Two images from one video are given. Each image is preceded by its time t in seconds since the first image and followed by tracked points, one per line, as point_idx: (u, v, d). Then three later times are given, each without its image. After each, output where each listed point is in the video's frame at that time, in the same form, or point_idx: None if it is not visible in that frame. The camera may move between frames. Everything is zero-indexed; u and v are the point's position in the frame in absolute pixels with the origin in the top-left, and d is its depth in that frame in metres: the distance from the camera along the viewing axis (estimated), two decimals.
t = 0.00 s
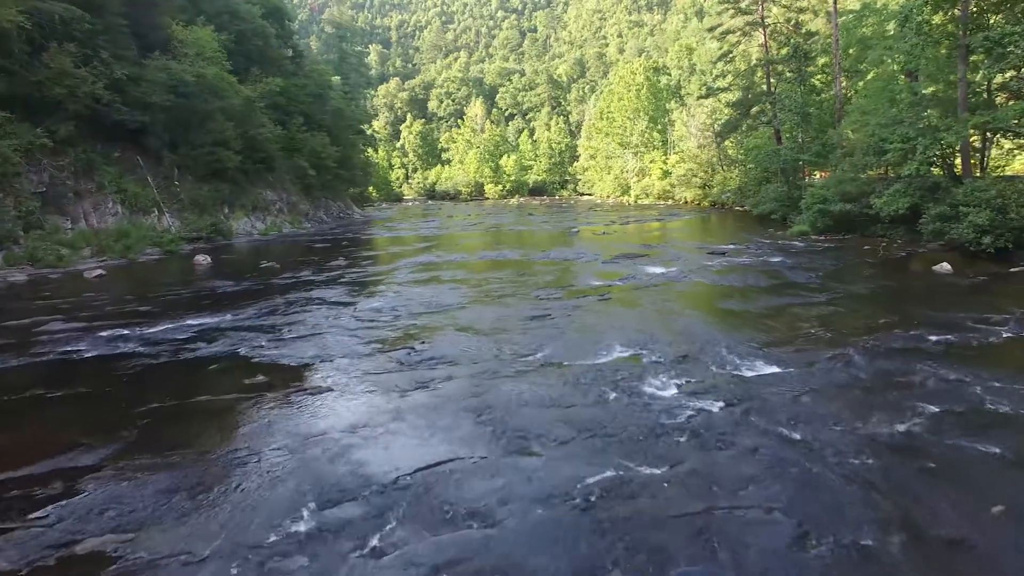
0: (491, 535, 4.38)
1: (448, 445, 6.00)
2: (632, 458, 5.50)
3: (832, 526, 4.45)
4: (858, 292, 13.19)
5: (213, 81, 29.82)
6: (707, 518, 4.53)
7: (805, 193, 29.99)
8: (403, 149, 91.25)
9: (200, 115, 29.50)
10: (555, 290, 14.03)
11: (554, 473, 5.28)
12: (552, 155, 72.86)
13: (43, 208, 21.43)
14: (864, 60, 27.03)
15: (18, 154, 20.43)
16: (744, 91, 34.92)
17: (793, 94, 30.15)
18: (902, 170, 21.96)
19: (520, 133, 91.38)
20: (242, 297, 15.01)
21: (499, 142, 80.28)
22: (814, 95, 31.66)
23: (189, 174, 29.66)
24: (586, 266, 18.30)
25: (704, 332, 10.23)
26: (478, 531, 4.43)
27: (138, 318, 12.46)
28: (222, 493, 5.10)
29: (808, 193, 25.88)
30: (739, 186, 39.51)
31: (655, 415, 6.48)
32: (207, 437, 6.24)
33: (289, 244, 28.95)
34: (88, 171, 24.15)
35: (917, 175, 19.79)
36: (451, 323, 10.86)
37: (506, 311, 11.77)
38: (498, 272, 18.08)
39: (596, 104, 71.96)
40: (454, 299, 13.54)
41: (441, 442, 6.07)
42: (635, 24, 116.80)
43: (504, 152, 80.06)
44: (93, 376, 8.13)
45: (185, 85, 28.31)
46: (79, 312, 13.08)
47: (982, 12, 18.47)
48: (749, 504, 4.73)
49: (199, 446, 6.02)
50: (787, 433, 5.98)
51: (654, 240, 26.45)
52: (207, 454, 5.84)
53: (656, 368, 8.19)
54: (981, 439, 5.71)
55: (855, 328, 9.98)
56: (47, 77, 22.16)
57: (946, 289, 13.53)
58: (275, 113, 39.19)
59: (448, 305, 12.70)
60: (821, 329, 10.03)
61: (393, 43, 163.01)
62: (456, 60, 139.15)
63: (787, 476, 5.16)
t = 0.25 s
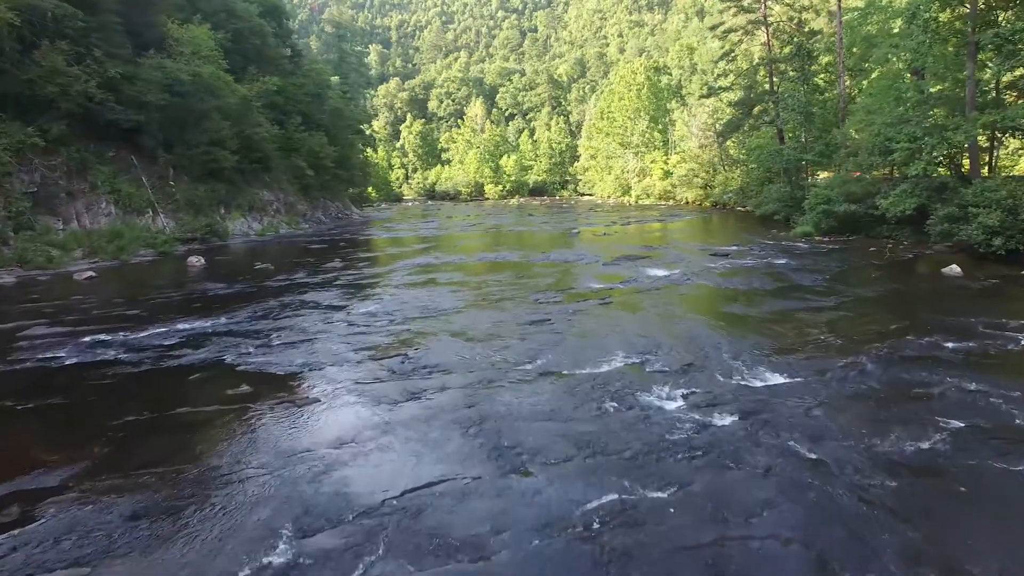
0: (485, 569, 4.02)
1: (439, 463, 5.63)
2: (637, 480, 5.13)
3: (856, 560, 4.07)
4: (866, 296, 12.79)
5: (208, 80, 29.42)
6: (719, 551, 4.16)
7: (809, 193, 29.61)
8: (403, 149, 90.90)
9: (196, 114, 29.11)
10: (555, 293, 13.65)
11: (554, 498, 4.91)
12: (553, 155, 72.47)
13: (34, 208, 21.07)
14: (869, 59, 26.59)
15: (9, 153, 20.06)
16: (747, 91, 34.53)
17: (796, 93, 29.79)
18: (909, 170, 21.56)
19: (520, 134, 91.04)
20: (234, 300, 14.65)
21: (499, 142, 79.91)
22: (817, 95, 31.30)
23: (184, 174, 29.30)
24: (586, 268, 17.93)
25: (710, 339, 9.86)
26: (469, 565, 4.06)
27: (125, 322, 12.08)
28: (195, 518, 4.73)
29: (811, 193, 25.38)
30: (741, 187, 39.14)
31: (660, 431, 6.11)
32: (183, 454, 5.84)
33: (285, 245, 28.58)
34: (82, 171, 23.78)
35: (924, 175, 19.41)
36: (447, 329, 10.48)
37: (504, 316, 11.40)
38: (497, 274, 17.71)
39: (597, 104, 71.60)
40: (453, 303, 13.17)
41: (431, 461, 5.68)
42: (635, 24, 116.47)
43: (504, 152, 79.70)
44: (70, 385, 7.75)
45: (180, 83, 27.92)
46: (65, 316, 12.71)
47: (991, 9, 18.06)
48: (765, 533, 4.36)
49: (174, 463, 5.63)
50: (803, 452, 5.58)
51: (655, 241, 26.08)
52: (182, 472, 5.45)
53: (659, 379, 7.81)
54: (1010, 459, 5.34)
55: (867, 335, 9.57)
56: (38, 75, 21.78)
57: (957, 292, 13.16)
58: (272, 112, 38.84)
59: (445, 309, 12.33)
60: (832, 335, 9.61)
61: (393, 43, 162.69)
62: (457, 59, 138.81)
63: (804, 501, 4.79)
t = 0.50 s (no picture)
0: None
1: (431, 482, 5.32)
2: (641, 504, 4.81)
3: None
4: (874, 300, 12.45)
5: (203, 79, 29.08)
6: None
7: (812, 194, 29.28)
8: (402, 149, 90.55)
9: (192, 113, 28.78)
10: (555, 297, 13.32)
11: (552, 523, 4.59)
12: (553, 155, 72.15)
13: (25, 209, 20.73)
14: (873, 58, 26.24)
15: None
16: (749, 90, 34.20)
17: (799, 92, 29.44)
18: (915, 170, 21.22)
19: (520, 134, 90.68)
20: (226, 303, 14.31)
21: (500, 142, 79.56)
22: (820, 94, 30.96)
23: (180, 174, 28.97)
24: (587, 270, 17.59)
25: (714, 347, 9.53)
26: None
27: (111, 327, 11.74)
28: (167, 546, 4.42)
29: (814, 193, 25.12)
30: (743, 187, 38.79)
31: (665, 447, 5.78)
32: (158, 471, 5.51)
33: (281, 246, 28.25)
34: (75, 171, 23.44)
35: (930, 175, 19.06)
36: (443, 336, 10.16)
37: (501, 321, 11.07)
38: (495, 276, 17.37)
39: (597, 104, 71.28)
40: (449, 307, 12.83)
41: (423, 481, 5.36)
42: (636, 24, 116.15)
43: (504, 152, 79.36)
44: (47, 395, 7.43)
45: (175, 82, 27.58)
46: (51, 320, 12.38)
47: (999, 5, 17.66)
48: (781, 566, 4.03)
49: (148, 481, 5.30)
50: (818, 472, 5.24)
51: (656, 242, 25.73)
52: (155, 491, 5.12)
53: (663, 389, 7.48)
54: None
55: (878, 341, 9.23)
56: (29, 74, 21.42)
57: (967, 295, 12.81)
58: (270, 112, 38.52)
59: (441, 314, 12.00)
60: (841, 342, 9.28)
61: (393, 43, 162.39)
62: (457, 59, 138.48)
63: (821, 527, 4.45)
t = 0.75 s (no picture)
0: None
1: (419, 509, 4.95)
2: (646, 533, 4.43)
3: None
4: (884, 303, 12.06)
5: (198, 78, 28.70)
6: None
7: (815, 194, 28.89)
8: (402, 149, 90.20)
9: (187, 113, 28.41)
10: (555, 300, 12.93)
11: (550, 558, 4.22)
12: (553, 155, 71.79)
13: (16, 210, 20.36)
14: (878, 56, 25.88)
15: None
16: (751, 89, 33.82)
17: (802, 91, 29.08)
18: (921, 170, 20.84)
19: (520, 134, 90.35)
20: (217, 307, 13.95)
21: (500, 142, 79.19)
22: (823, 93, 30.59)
23: (175, 174, 28.61)
24: (588, 272, 17.22)
25: (720, 355, 9.14)
26: None
27: (95, 332, 11.35)
28: None
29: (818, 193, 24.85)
30: (745, 188, 38.42)
31: (670, 467, 5.41)
32: (126, 491, 5.14)
33: (278, 247, 27.88)
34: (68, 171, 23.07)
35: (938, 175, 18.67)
36: (437, 343, 9.78)
37: (498, 327, 10.69)
38: (493, 279, 16.99)
39: (598, 104, 70.92)
40: (445, 312, 12.45)
41: (409, 507, 4.98)
42: (637, 24, 115.82)
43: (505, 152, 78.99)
44: (17, 406, 7.05)
45: (170, 81, 27.20)
46: (34, 324, 12.00)
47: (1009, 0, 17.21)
48: None
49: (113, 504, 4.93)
50: (836, 495, 4.88)
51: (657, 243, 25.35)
52: (121, 516, 4.75)
53: (667, 401, 7.09)
54: None
55: (892, 348, 8.84)
56: (20, 72, 21.04)
57: (979, 299, 12.43)
58: (267, 112, 38.16)
59: (435, 319, 11.61)
60: (853, 349, 8.88)
61: (394, 43, 162.08)
62: (457, 59, 138.16)
63: (842, 560, 4.08)
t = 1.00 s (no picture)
0: None
1: (407, 534, 4.63)
2: (652, 564, 4.12)
3: None
4: (894, 307, 11.70)
5: (195, 77, 28.40)
6: None
7: (819, 195, 28.56)
8: (402, 149, 89.87)
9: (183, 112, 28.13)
10: (554, 304, 12.59)
11: None
12: (554, 155, 71.46)
13: (7, 210, 20.03)
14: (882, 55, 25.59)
15: None
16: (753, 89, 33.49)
17: (805, 90, 28.76)
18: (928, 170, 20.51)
19: (521, 134, 90.05)
20: (208, 310, 13.63)
21: (500, 142, 78.86)
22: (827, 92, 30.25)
23: (171, 174, 28.31)
24: (588, 274, 16.90)
25: (725, 362, 8.80)
26: None
27: (81, 337, 11.00)
28: None
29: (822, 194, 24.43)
30: (747, 188, 38.11)
31: (676, 487, 5.10)
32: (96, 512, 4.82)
33: (275, 248, 27.58)
34: (61, 171, 22.75)
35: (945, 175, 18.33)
36: (431, 349, 9.44)
37: (495, 333, 10.36)
38: (492, 281, 16.66)
39: (598, 104, 70.61)
40: (441, 316, 12.11)
41: (397, 532, 4.66)
42: (637, 24, 115.53)
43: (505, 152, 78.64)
44: None
45: (166, 80, 26.90)
46: (19, 329, 11.67)
47: None
48: None
49: (81, 527, 4.61)
50: (855, 520, 4.57)
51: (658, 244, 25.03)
52: (88, 541, 4.43)
53: (672, 413, 6.75)
54: None
55: (905, 355, 8.50)
56: (11, 70, 20.70)
57: (991, 302, 12.10)
58: (265, 111, 37.85)
59: (431, 324, 11.26)
60: (864, 356, 8.53)
61: (394, 43, 161.78)
62: (458, 59, 137.89)
63: None
